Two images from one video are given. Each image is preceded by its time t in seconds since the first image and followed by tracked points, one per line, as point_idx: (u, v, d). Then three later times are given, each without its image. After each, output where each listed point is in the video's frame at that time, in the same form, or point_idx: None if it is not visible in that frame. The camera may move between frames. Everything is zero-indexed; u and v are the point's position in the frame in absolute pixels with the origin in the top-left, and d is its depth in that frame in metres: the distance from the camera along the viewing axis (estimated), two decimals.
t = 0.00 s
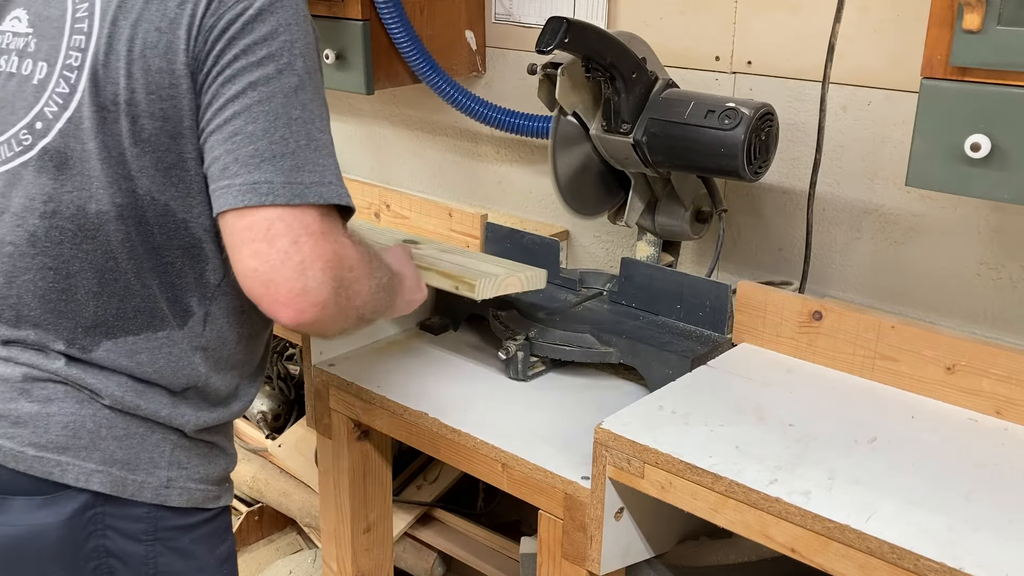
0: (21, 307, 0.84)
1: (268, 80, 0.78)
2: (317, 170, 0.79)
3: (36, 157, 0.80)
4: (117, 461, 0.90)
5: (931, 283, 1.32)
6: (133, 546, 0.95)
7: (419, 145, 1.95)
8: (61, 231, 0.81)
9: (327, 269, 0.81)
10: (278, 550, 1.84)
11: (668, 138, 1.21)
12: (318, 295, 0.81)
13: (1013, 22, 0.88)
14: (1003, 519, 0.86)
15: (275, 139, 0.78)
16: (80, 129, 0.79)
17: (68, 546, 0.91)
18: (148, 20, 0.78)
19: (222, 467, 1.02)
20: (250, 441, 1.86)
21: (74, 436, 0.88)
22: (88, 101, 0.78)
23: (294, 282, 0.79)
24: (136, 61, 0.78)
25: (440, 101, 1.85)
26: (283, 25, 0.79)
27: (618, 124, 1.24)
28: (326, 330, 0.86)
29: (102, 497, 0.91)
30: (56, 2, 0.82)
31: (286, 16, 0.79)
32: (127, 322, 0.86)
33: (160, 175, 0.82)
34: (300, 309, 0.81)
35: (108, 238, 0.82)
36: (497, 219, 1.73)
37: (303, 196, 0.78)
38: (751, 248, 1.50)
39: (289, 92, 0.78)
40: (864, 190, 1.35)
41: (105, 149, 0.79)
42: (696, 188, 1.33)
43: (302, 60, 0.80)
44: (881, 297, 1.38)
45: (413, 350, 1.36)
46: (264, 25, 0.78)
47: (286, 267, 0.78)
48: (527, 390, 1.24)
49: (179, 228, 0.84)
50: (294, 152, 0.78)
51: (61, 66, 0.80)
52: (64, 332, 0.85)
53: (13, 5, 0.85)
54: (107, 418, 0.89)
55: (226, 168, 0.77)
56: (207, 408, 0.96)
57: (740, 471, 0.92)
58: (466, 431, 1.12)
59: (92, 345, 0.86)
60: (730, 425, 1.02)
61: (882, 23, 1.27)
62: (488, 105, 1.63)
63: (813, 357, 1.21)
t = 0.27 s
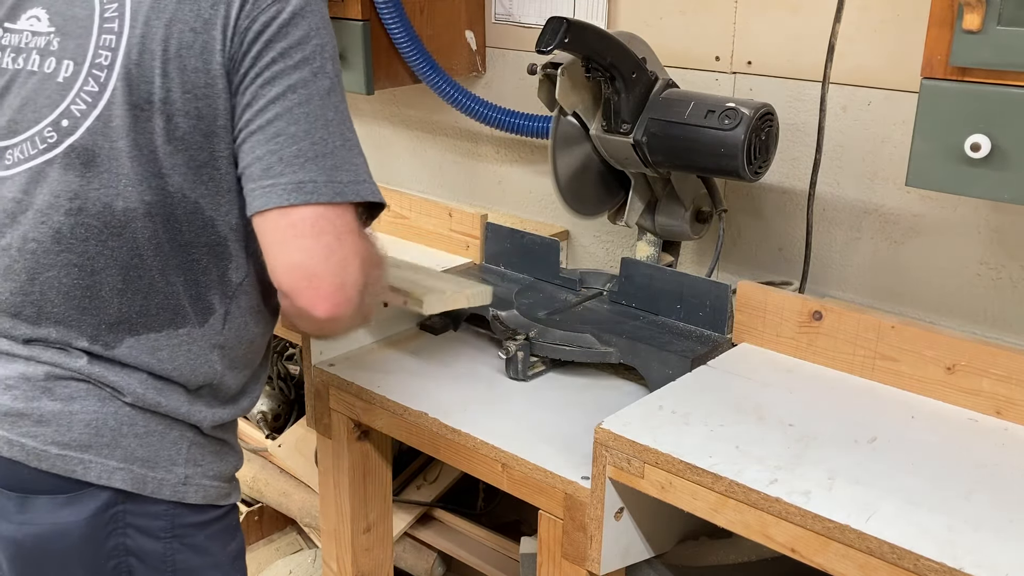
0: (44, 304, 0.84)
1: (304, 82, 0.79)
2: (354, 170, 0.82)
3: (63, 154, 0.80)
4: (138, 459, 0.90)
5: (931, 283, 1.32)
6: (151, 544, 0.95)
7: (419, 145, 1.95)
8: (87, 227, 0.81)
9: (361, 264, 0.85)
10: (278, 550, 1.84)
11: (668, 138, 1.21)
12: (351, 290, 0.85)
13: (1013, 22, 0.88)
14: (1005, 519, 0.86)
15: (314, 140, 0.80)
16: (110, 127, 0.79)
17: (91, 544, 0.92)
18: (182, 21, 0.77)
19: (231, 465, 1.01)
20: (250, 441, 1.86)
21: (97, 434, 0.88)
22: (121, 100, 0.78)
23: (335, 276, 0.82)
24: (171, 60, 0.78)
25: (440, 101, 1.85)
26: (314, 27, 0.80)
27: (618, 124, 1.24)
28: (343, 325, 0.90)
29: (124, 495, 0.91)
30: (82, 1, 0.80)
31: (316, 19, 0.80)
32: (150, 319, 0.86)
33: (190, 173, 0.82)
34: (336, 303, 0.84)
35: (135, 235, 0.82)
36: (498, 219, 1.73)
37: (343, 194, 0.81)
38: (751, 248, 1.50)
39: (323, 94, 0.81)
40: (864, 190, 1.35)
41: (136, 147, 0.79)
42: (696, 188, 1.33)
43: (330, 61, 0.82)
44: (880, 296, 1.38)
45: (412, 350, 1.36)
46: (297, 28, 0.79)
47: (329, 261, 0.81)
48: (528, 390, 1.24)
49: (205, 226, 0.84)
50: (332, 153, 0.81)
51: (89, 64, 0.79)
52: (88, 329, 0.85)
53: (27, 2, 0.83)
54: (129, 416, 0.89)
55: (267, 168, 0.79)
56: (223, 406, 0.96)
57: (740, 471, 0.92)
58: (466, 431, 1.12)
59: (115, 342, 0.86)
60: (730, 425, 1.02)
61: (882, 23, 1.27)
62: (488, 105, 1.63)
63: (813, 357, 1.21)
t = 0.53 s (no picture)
0: (42, 304, 0.83)
1: (307, 86, 0.81)
2: (358, 174, 0.83)
3: (62, 154, 0.80)
4: (134, 459, 0.90)
5: (931, 283, 1.32)
6: (147, 544, 0.95)
7: (419, 145, 1.95)
8: (84, 228, 0.81)
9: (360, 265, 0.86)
10: (278, 550, 1.84)
11: (667, 138, 1.21)
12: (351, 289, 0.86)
13: (1014, 22, 0.88)
14: (1005, 519, 0.86)
15: (317, 143, 0.81)
16: (110, 128, 0.79)
17: (87, 544, 0.92)
18: (184, 23, 0.77)
19: (227, 465, 1.01)
20: (250, 441, 1.86)
21: (92, 434, 0.88)
22: (122, 102, 0.78)
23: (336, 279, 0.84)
24: (172, 62, 0.78)
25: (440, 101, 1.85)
26: (314, 32, 0.81)
27: (618, 124, 1.24)
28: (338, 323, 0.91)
29: (119, 495, 0.92)
30: (82, 2, 0.80)
31: (315, 24, 0.81)
32: (146, 320, 0.86)
33: (190, 175, 0.82)
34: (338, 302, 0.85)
35: (132, 236, 0.82)
36: (497, 219, 1.73)
37: (345, 196, 0.82)
38: (751, 248, 1.50)
39: (325, 99, 0.82)
40: (864, 190, 1.35)
41: (136, 148, 0.79)
42: (696, 188, 1.33)
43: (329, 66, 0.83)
44: (881, 296, 1.38)
45: (412, 350, 1.36)
46: (297, 34, 0.80)
47: (331, 267, 0.83)
48: (528, 390, 1.24)
49: (203, 228, 0.84)
50: (335, 157, 0.82)
51: (90, 65, 0.78)
52: (86, 329, 0.85)
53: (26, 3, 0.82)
54: (124, 416, 0.89)
55: (271, 172, 0.80)
56: (219, 408, 0.96)
57: (740, 472, 0.92)
58: (466, 431, 1.12)
59: (112, 343, 0.86)
60: (730, 426, 1.02)
61: (882, 24, 1.27)
62: (488, 105, 1.63)
63: (813, 357, 1.21)
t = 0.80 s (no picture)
0: (34, 305, 0.83)
1: (252, 59, 0.74)
2: (295, 146, 0.74)
3: (43, 155, 0.79)
4: (132, 458, 0.90)
5: (931, 283, 1.32)
6: (145, 542, 0.95)
7: (419, 145, 1.95)
8: (75, 227, 0.81)
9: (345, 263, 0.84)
10: (278, 550, 1.84)
11: (667, 138, 1.21)
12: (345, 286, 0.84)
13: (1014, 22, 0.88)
14: (1004, 519, 0.86)
15: (252, 116, 0.73)
16: (87, 126, 0.78)
17: (85, 543, 0.91)
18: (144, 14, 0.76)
19: (226, 463, 1.01)
20: (250, 441, 1.86)
21: (90, 434, 0.88)
22: (93, 99, 0.77)
23: (330, 273, 0.76)
24: (135, 56, 0.77)
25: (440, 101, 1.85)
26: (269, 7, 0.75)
27: (618, 124, 1.24)
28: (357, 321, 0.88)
29: (117, 495, 0.91)
30: None
31: None
32: (140, 314, 0.86)
33: (167, 170, 0.82)
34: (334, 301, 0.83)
35: (122, 233, 0.82)
36: (497, 219, 1.73)
37: (276, 169, 0.72)
38: (751, 248, 1.50)
39: (273, 70, 0.74)
40: (864, 190, 1.35)
41: (118, 146, 0.79)
42: (696, 188, 1.33)
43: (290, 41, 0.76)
44: (881, 296, 1.38)
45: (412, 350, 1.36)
46: (252, 8, 0.75)
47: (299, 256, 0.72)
48: (527, 390, 1.24)
49: (183, 222, 0.85)
50: (267, 126, 0.73)
51: (63, 62, 0.78)
52: (81, 328, 0.85)
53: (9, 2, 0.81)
54: (121, 415, 0.89)
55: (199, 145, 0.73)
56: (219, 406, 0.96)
57: (740, 471, 0.92)
58: (466, 431, 1.12)
59: (108, 339, 0.86)
60: (730, 426, 1.02)
61: (882, 24, 1.27)
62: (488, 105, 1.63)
63: (813, 357, 1.21)
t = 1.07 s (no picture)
0: (17, 311, 0.83)
1: (284, 91, 0.78)
2: (349, 173, 0.80)
3: (33, 161, 0.79)
4: (115, 462, 0.90)
5: (931, 283, 1.32)
6: (129, 547, 0.95)
7: (419, 145, 1.95)
8: (59, 234, 0.81)
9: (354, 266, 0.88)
10: (278, 550, 1.84)
11: (667, 138, 1.21)
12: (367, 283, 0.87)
13: (1014, 22, 0.88)
14: (1004, 520, 0.86)
15: (300, 148, 0.78)
16: (80, 135, 0.79)
17: (67, 547, 0.91)
18: (153, 33, 0.77)
19: (211, 467, 1.01)
20: (250, 441, 1.86)
21: (72, 438, 0.87)
22: (91, 109, 0.78)
23: (405, 284, 0.85)
24: (142, 72, 0.78)
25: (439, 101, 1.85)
26: (287, 35, 0.79)
27: (618, 124, 1.24)
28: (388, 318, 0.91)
29: (100, 499, 0.91)
30: (50, 5, 0.80)
31: (287, 26, 0.79)
32: (122, 325, 0.86)
33: (162, 183, 0.82)
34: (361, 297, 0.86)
35: (106, 243, 0.82)
36: (497, 219, 1.73)
37: (338, 199, 0.79)
38: (751, 248, 1.50)
39: (307, 98, 0.79)
40: (864, 190, 1.35)
41: (110, 155, 0.79)
42: (696, 188, 1.33)
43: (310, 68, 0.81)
44: (881, 296, 1.38)
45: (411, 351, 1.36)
46: (270, 37, 0.78)
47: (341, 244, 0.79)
48: (526, 390, 1.24)
49: (174, 237, 0.84)
50: (319, 161, 0.79)
51: (58, 70, 0.78)
52: (62, 336, 0.85)
53: None
54: (103, 419, 0.88)
55: (258, 182, 0.78)
56: (200, 414, 0.96)
57: (740, 471, 0.92)
58: (466, 431, 1.12)
59: (88, 350, 0.85)
60: (730, 426, 1.02)
61: (882, 24, 1.27)
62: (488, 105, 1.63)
63: (813, 357, 1.21)
